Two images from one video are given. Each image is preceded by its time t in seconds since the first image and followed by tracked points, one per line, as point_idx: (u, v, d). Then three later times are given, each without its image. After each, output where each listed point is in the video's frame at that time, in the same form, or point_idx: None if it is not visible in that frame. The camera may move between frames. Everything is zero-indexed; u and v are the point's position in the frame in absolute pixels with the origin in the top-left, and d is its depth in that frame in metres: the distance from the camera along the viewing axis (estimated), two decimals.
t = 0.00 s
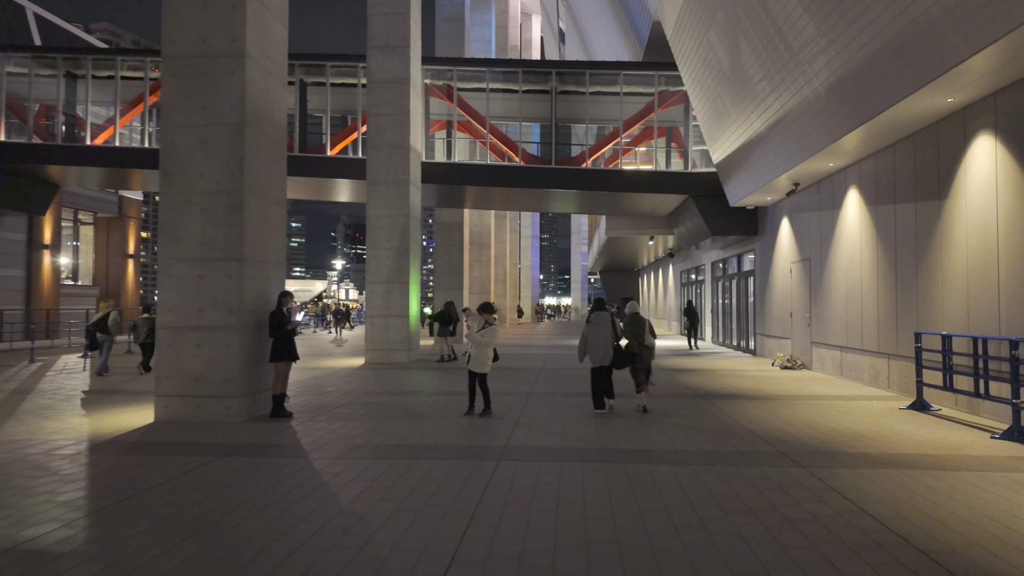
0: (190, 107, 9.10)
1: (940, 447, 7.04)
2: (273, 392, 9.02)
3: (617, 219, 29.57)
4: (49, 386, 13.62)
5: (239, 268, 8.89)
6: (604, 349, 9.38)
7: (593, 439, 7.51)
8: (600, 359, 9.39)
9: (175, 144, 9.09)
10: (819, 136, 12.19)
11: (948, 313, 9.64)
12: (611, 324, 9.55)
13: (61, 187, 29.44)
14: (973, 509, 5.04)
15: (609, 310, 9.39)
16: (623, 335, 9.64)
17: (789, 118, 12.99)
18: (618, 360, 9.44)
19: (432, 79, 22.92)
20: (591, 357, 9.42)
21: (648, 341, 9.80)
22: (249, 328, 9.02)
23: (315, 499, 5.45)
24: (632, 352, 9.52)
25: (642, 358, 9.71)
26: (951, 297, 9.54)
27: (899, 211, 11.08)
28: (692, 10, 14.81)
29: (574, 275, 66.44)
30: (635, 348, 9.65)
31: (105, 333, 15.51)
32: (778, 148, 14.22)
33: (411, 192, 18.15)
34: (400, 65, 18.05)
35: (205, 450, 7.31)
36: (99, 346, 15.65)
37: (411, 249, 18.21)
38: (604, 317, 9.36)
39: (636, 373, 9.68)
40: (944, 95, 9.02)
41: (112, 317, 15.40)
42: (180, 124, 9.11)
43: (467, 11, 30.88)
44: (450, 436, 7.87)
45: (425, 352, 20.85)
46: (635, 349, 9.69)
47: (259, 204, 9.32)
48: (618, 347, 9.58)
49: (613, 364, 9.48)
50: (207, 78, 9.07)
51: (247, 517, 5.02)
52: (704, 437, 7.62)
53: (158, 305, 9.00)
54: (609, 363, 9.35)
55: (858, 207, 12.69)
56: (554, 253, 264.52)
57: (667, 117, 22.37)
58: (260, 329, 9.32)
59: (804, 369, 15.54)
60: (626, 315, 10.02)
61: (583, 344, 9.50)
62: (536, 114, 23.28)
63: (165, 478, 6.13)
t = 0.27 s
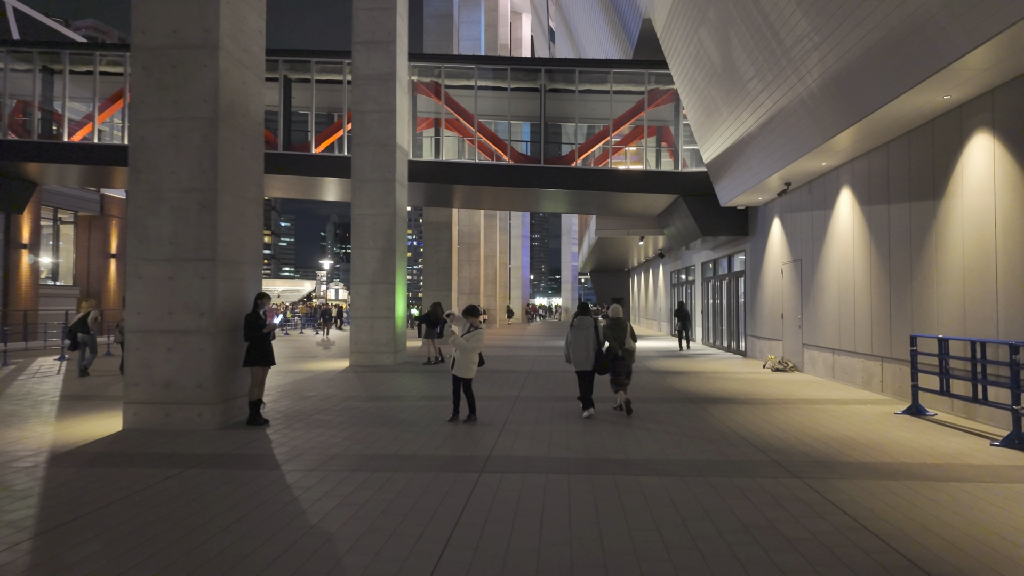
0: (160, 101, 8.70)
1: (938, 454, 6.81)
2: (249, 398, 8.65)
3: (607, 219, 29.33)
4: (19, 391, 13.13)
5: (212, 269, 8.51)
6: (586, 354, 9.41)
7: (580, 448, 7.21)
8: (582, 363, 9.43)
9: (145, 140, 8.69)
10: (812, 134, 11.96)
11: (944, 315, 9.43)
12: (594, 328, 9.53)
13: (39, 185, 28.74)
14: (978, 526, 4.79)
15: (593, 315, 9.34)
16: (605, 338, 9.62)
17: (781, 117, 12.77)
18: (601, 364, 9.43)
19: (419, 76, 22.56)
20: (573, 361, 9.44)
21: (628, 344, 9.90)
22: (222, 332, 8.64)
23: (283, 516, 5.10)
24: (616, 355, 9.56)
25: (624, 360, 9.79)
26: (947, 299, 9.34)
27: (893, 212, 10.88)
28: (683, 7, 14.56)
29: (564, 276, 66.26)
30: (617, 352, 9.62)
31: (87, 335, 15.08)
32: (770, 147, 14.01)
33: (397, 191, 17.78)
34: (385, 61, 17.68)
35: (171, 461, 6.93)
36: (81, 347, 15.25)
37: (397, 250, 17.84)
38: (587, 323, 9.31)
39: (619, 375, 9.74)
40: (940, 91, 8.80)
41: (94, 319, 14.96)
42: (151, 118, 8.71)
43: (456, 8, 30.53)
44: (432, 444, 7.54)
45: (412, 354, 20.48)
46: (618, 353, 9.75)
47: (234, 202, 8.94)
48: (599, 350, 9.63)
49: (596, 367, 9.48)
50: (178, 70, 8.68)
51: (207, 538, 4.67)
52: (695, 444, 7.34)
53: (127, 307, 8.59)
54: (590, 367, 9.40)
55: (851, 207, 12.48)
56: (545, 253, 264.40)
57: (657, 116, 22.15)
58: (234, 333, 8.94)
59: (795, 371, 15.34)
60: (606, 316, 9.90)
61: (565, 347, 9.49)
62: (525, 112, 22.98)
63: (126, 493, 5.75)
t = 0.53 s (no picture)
0: (135, 90, 8.34)
1: (943, 458, 6.56)
2: (228, 400, 8.30)
3: (600, 218, 29.10)
4: None
5: (189, 266, 8.17)
6: (571, 348, 9.61)
7: (572, 451, 6.91)
8: (567, 357, 9.64)
9: (119, 130, 8.33)
10: (809, 129, 11.71)
11: (944, 313, 9.20)
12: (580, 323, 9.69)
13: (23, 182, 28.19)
14: (991, 535, 4.53)
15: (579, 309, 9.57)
16: (592, 335, 9.74)
17: (777, 111, 12.52)
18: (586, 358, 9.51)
19: (410, 71, 22.24)
20: (561, 355, 9.69)
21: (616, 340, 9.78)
22: (200, 330, 8.30)
23: (253, 527, 4.77)
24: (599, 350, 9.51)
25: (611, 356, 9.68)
26: (948, 298, 9.10)
27: (891, 208, 10.65)
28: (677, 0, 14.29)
29: (559, 275, 66.08)
30: (601, 347, 9.59)
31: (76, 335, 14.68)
32: (766, 143, 13.76)
33: (387, 188, 17.44)
34: (374, 55, 17.33)
35: (142, 466, 6.59)
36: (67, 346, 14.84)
37: (387, 247, 17.50)
38: (573, 317, 9.55)
39: (604, 372, 9.64)
40: (942, 83, 8.55)
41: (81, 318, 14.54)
42: (124, 108, 8.34)
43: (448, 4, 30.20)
44: (418, 447, 7.23)
45: (402, 354, 20.13)
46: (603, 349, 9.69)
47: (212, 195, 8.59)
48: (586, 346, 9.71)
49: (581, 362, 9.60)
50: (154, 58, 8.32)
51: (169, 551, 4.33)
52: (691, 447, 7.06)
53: (100, 305, 8.23)
54: (574, 361, 9.58)
55: (848, 204, 12.25)
56: (539, 254, 264.32)
57: (651, 113, 21.92)
58: (213, 332, 8.59)
59: (791, 371, 15.11)
60: (596, 314, 10.01)
61: (553, 341, 9.76)
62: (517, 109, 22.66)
63: (88, 501, 5.41)
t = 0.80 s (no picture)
0: (105, 79, 7.95)
1: (949, 465, 6.28)
2: (203, 405, 7.93)
3: (594, 217, 28.81)
4: None
5: (162, 264, 7.79)
6: (557, 350, 9.63)
7: (562, 459, 6.59)
8: (554, 360, 9.62)
9: (88, 122, 7.94)
10: (806, 125, 11.45)
11: (946, 314, 8.95)
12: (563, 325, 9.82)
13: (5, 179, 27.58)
14: (1008, 551, 4.23)
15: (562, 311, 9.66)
16: (576, 336, 9.85)
17: (773, 107, 12.26)
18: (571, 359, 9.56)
19: (400, 67, 21.87)
20: (547, 359, 9.68)
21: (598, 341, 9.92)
22: (173, 332, 7.92)
23: (216, 545, 4.42)
24: (583, 350, 9.60)
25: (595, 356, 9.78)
26: (950, 298, 8.85)
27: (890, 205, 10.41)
28: None
29: (552, 275, 65.77)
30: (586, 347, 9.70)
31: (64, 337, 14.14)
32: (762, 140, 13.50)
33: (375, 185, 17.08)
34: (363, 49, 16.95)
35: (106, 477, 6.21)
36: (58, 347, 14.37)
37: (376, 246, 17.13)
38: (557, 319, 9.60)
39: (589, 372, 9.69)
40: (944, 76, 8.28)
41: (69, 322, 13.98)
42: (94, 98, 7.95)
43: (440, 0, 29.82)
44: (401, 454, 6.89)
45: (392, 355, 19.74)
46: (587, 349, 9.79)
47: (187, 190, 8.22)
48: (570, 347, 9.77)
49: (568, 363, 9.63)
50: (125, 46, 7.93)
51: (121, 572, 3.98)
52: (687, 453, 6.75)
53: (68, 305, 7.83)
54: (562, 363, 9.58)
55: (846, 201, 12.01)
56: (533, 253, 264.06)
57: (645, 110, 21.67)
58: (187, 333, 8.21)
59: (787, 372, 14.87)
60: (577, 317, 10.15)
61: (538, 345, 9.71)
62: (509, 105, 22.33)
63: (43, 516, 5.04)
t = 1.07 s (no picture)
0: (75, 70, 7.59)
1: (955, 474, 6.03)
2: (178, 411, 7.60)
3: (587, 217, 28.58)
4: None
5: (135, 264, 7.45)
6: (539, 351, 9.64)
7: (552, 468, 6.29)
8: (536, 361, 9.62)
9: (56, 115, 7.58)
10: (803, 122, 11.21)
11: (947, 315, 8.73)
12: (546, 325, 9.82)
13: None
14: None
15: (545, 311, 9.71)
16: (559, 336, 9.96)
17: (769, 104, 12.02)
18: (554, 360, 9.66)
19: (390, 64, 21.55)
20: (527, 358, 9.65)
21: (582, 341, 10.10)
22: (146, 335, 7.58)
23: (177, 568, 4.09)
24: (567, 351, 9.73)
25: (578, 357, 9.95)
26: (951, 299, 8.62)
27: (888, 204, 10.18)
28: None
29: (546, 276, 65.54)
30: (570, 348, 9.86)
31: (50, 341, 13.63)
32: (757, 138, 13.26)
33: (364, 184, 16.75)
34: (351, 45, 16.61)
35: (70, 489, 5.86)
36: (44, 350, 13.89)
37: (364, 245, 16.79)
38: (540, 320, 9.65)
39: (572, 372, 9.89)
40: (945, 71, 8.05)
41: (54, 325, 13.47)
42: (63, 90, 7.59)
43: None
44: (383, 463, 6.58)
45: (382, 357, 19.40)
46: (570, 349, 9.94)
47: (162, 187, 7.87)
48: (554, 348, 9.86)
49: (550, 364, 9.71)
50: (95, 35, 7.58)
51: None
52: (682, 462, 6.47)
53: (36, 307, 7.47)
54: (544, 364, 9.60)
55: (842, 200, 11.78)
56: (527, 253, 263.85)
57: (639, 109, 21.45)
58: (162, 337, 7.87)
59: (782, 374, 14.65)
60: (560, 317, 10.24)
61: (519, 345, 9.67)
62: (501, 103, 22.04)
63: None
